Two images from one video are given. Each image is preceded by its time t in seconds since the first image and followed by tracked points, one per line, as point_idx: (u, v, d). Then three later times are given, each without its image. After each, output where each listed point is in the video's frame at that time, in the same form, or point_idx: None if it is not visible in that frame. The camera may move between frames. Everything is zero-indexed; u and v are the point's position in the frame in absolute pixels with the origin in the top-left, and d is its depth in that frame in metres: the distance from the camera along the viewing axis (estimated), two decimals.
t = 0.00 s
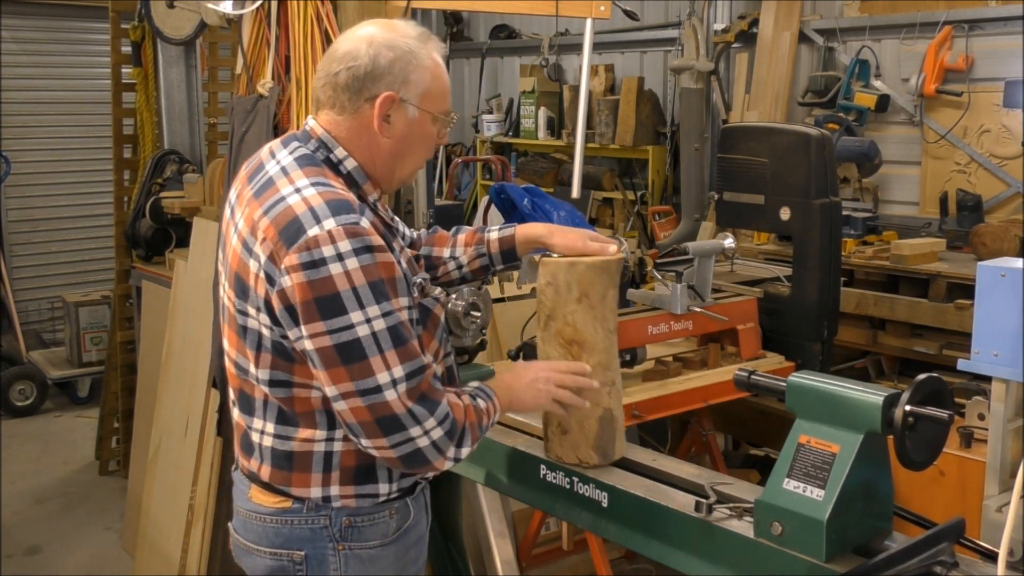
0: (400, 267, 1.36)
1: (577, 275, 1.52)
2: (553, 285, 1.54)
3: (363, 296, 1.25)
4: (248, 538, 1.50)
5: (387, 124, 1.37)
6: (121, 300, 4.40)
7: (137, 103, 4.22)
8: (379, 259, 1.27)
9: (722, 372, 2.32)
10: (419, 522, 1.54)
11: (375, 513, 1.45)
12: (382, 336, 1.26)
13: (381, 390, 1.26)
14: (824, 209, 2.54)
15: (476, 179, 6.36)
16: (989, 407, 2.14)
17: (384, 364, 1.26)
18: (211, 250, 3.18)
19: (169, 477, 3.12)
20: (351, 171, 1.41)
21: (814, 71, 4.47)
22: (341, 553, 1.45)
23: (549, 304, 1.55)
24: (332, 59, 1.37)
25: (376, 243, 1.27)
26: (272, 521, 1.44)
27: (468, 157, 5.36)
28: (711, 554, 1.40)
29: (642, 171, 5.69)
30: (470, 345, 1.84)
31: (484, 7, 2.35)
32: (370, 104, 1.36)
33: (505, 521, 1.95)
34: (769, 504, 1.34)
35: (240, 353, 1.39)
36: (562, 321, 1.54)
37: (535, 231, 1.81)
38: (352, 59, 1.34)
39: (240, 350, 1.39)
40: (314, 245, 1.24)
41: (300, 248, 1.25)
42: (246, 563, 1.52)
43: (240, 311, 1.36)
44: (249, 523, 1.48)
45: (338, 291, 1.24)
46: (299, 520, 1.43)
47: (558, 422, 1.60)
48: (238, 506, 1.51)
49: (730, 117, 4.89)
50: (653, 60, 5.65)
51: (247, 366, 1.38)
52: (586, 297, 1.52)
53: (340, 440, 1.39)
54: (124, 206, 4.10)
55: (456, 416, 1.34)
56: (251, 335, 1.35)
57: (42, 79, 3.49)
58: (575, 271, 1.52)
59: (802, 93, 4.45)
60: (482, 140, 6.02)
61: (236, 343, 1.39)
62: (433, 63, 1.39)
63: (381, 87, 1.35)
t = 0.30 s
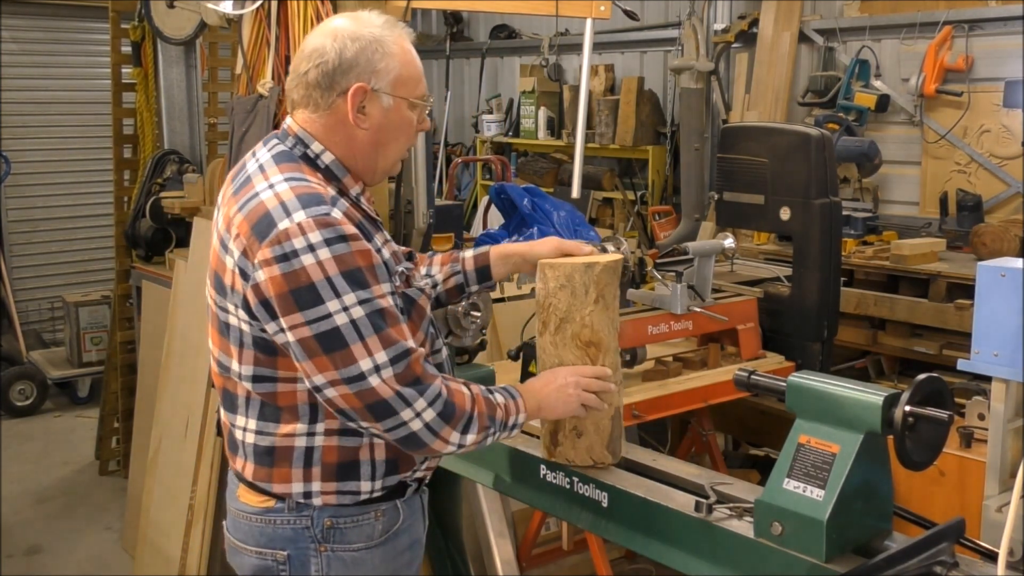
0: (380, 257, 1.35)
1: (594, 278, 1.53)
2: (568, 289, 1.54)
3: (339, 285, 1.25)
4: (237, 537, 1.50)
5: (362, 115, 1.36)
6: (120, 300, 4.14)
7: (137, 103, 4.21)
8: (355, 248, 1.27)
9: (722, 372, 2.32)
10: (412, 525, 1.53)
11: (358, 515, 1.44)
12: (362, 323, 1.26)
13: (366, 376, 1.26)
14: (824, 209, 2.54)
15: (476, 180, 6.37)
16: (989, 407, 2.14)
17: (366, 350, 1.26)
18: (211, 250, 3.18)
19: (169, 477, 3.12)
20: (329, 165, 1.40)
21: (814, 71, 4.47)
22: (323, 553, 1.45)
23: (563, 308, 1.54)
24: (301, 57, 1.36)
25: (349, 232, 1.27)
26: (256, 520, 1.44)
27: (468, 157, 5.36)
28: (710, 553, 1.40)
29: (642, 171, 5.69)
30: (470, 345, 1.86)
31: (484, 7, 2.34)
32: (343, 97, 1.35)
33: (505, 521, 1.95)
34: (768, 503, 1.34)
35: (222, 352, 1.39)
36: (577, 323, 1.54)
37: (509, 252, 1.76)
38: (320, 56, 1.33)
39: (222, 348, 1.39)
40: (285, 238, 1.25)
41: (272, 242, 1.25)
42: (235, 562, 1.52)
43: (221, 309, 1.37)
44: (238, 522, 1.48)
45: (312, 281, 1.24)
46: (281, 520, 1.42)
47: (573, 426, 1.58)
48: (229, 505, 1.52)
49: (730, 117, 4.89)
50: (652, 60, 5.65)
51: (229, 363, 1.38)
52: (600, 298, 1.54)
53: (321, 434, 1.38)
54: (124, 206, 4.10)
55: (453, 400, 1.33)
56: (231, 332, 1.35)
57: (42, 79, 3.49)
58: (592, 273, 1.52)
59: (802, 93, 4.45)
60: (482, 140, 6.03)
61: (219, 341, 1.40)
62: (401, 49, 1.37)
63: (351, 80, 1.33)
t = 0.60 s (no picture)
0: (360, 236, 1.34)
1: (599, 279, 1.53)
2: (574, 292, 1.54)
3: (314, 257, 1.21)
4: (242, 537, 1.50)
5: (344, 109, 1.37)
6: (121, 300, 4.24)
7: (137, 103, 4.21)
8: (329, 222, 1.24)
9: (722, 372, 2.32)
10: (416, 525, 1.53)
11: (359, 515, 1.44)
12: (342, 291, 1.20)
13: (354, 343, 1.19)
14: (824, 209, 2.54)
15: (476, 179, 6.38)
16: (989, 407, 2.14)
17: (350, 316, 1.19)
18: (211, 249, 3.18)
19: (169, 477, 3.12)
20: (312, 157, 1.39)
21: (814, 71, 4.47)
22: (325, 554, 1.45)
23: (568, 309, 1.55)
24: (285, 54, 1.38)
25: (323, 208, 1.25)
26: (258, 520, 1.45)
27: (468, 157, 5.36)
28: (710, 553, 1.40)
29: (642, 171, 5.69)
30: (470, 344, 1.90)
31: (484, 7, 2.34)
32: (323, 90, 1.35)
33: (505, 520, 1.95)
34: (769, 504, 1.34)
35: (215, 344, 1.39)
36: (582, 325, 1.55)
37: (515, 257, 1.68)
38: (302, 53, 1.35)
39: (215, 342, 1.39)
40: (259, 220, 1.24)
41: (248, 225, 1.25)
42: (239, 562, 1.52)
43: (211, 302, 1.37)
44: (242, 523, 1.48)
45: (289, 257, 1.21)
46: (282, 520, 1.43)
47: (576, 427, 1.58)
48: (234, 506, 1.52)
49: (730, 117, 4.88)
50: (653, 60, 5.65)
51: (222, 356, 1.38)
52: (605, 300, 1.54)
53: (315, 421, 1.37)
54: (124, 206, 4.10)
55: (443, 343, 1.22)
56: (220, 323, 1.35)
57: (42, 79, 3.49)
58: (598, 274, 1.53)
59: (802, 93, 4.45)
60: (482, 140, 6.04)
61: (212, 336, 1.40)
62: (383, 46, 1.38)
63: (332, 74, 1.34)
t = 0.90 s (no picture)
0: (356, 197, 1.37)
1: (599, 279, 1.54)
2: (573, 291, 1.54)
3: (326, 200, 1.25)
4: (247, 537, 1.50)
5: (334, 104, 1.37)
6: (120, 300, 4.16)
7: (137, 103, 4.21)
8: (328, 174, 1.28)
9: (722, 372, 2.32)
10: (420, 524, 1.52)
11: (359, 511, 1.43)
12: (363, 216, 1.25)
13: (394, 251, 1.24)
14: (824, 209, 2.54)
15: (476, 179, 6.38)
16: (989, 407, 2.14)
17: (381, 231, 1.24)
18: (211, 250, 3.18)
19: (169, 477, 3.12)
20: (306, 153, 1.39)
21: (814, 71, 4.47)
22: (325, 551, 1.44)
23: (568, 310, 1.55)
24: (280, 54, 1.40)
25: (316, 169, 1.29)
26: (261, 517, 1.45)
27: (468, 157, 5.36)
28: (710, 553, 1.40)
29: (642, 171, 5.69)
30: (471, 344, 1.87)
31: (484, 7, 2.34)
32: (313, 84, 1.36)
33: (505, 520, 1.95)
34: (769, 504, 1.34)
35: (220, 333, 1.40)
36: (582, 326, 1.55)
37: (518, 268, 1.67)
38: (294, 51, 1.37)
39: (221, 331, 1.40)
40: (258, 188, 1.25)
41: (248, 197, 1.26)
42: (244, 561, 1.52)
43: (214, 292, 1.39)
44: (247, 521, 1.48)
45: (301, 208, 1.24)
46: (283, 516, 1.42)
47: (575, 428, 1.58)
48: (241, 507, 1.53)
49: (730, 117, 4.88)
50: (653, 60, 5.64)
51: (229, 344, 1.39)
52: (606, 300, 1.55)
53: (316, 394, 1.36)
54: (124, 206, 4.10)
55: (473, 228, 1.29)
56: (226, 309, 1.36)
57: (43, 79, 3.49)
58: (598, 274, 1.53)
59: (802, 93, 4.45)
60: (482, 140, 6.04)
61: (218, 327, 1.40)
62: (373, 45, 1.39)
63: (320, 69, 1.35)
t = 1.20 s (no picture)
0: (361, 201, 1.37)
1: (600, 279, 1.54)
2: (575, 291, 1.54)
3: (326, 203, 1.26)
4: (251, 535, 1.50)
5: (342, 105, 1.38)
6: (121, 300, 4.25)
7: (137, 103, 4.21)
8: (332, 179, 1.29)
9: (722, 372, 2.32)
10: (422, 523, 1.52)
11: (360, 509, 1.43)
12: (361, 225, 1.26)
13: (385, 264, 1.24)
14: (824, 209, 2.54)
15: (476, 179, 6.39)
16: (989, 407, 2.14)
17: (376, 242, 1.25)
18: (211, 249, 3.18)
19: (169, 477, 3.12)
20: (314, 152, 1.38)
21: (814, 71, 4.47)
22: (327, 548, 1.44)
23: (568, 309, 1.55)
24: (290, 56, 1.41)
25: (322, 171, 1.30)
26: (264, 514, 1.45)
27: (468, 157, 5.36)
28: (710, 552, 1.40)
29: (642, 171, 5.69)
30: (471, 344, 1.86)
31: (484, 7, 2.34)
32: (321, 84, 1.36)
33: (505, 520, 1.95)
34: (769, 504, 1.34)
35: (223, 329, 1.41)
36: (583, 326, 1.55)
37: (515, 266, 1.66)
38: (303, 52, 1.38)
39: (224, 327, 1.40)
40: (263, 186, 1.27)
41: (252, 193, 1.27)
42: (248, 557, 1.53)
43: (218, 288, 1.39)
44: (250, 518, 1.48)
45: (301, 210, 1.25)
46: (286, 513, 1.43)
47: (576, 428, 1.58)
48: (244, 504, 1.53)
49: (730, 117, 4.88)
50: (653, 60, 5.64)
51: (232, 340, 1.39)
52: (606, 300, 1.55)
53: (318, 392, 1.36)
54: (124, 206, 4.10)
55: (470, 254, 1.30)
56: (228, 305, 1.37)
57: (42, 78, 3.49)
58: (599, 274, 1.53)
59: (802, 93, 4.45)
60: (482, 140, 6.04)
61: (221, 322, 1.41)
62: (382, 49, 1.40)
63: (330, 69, 1.36)
